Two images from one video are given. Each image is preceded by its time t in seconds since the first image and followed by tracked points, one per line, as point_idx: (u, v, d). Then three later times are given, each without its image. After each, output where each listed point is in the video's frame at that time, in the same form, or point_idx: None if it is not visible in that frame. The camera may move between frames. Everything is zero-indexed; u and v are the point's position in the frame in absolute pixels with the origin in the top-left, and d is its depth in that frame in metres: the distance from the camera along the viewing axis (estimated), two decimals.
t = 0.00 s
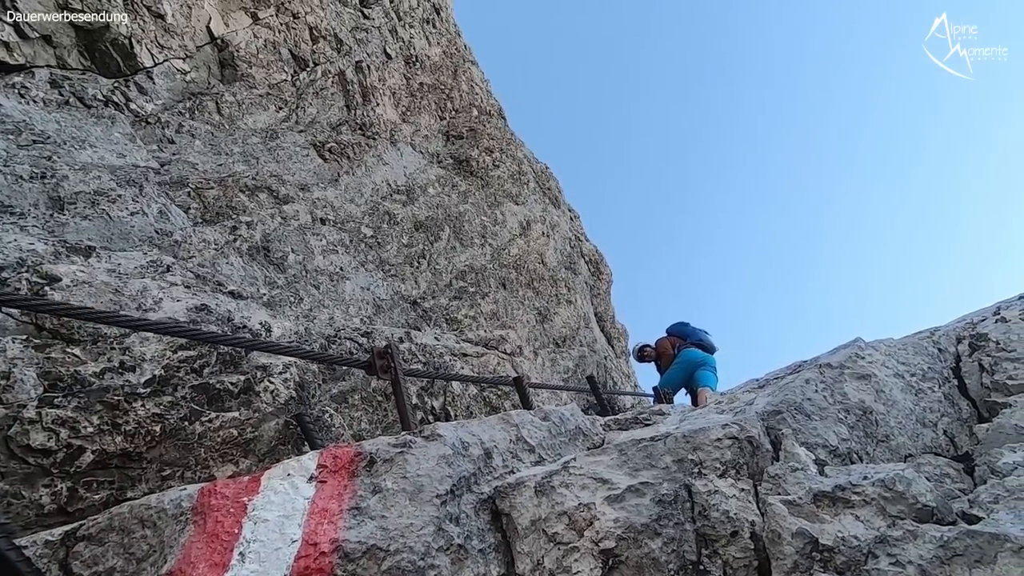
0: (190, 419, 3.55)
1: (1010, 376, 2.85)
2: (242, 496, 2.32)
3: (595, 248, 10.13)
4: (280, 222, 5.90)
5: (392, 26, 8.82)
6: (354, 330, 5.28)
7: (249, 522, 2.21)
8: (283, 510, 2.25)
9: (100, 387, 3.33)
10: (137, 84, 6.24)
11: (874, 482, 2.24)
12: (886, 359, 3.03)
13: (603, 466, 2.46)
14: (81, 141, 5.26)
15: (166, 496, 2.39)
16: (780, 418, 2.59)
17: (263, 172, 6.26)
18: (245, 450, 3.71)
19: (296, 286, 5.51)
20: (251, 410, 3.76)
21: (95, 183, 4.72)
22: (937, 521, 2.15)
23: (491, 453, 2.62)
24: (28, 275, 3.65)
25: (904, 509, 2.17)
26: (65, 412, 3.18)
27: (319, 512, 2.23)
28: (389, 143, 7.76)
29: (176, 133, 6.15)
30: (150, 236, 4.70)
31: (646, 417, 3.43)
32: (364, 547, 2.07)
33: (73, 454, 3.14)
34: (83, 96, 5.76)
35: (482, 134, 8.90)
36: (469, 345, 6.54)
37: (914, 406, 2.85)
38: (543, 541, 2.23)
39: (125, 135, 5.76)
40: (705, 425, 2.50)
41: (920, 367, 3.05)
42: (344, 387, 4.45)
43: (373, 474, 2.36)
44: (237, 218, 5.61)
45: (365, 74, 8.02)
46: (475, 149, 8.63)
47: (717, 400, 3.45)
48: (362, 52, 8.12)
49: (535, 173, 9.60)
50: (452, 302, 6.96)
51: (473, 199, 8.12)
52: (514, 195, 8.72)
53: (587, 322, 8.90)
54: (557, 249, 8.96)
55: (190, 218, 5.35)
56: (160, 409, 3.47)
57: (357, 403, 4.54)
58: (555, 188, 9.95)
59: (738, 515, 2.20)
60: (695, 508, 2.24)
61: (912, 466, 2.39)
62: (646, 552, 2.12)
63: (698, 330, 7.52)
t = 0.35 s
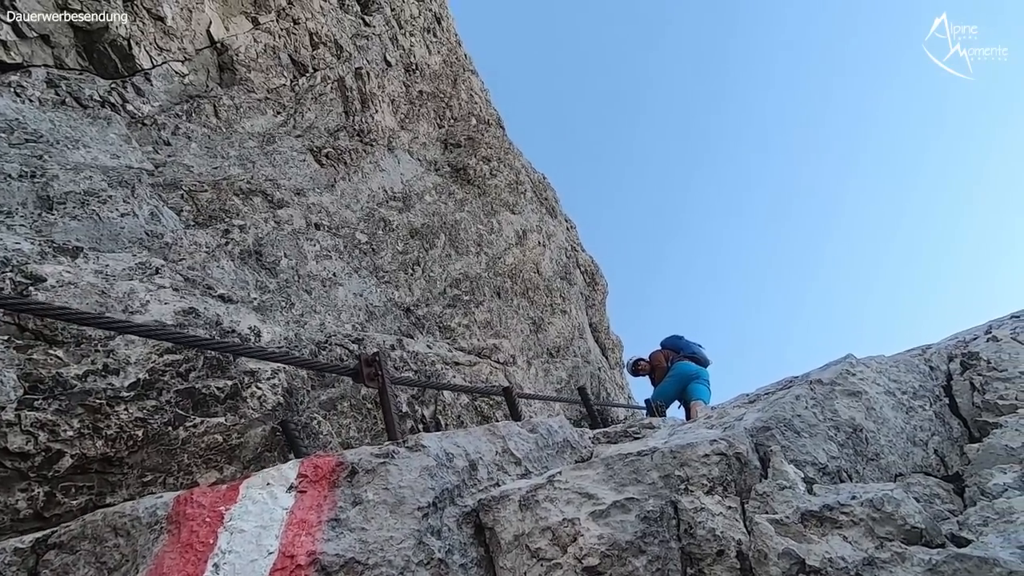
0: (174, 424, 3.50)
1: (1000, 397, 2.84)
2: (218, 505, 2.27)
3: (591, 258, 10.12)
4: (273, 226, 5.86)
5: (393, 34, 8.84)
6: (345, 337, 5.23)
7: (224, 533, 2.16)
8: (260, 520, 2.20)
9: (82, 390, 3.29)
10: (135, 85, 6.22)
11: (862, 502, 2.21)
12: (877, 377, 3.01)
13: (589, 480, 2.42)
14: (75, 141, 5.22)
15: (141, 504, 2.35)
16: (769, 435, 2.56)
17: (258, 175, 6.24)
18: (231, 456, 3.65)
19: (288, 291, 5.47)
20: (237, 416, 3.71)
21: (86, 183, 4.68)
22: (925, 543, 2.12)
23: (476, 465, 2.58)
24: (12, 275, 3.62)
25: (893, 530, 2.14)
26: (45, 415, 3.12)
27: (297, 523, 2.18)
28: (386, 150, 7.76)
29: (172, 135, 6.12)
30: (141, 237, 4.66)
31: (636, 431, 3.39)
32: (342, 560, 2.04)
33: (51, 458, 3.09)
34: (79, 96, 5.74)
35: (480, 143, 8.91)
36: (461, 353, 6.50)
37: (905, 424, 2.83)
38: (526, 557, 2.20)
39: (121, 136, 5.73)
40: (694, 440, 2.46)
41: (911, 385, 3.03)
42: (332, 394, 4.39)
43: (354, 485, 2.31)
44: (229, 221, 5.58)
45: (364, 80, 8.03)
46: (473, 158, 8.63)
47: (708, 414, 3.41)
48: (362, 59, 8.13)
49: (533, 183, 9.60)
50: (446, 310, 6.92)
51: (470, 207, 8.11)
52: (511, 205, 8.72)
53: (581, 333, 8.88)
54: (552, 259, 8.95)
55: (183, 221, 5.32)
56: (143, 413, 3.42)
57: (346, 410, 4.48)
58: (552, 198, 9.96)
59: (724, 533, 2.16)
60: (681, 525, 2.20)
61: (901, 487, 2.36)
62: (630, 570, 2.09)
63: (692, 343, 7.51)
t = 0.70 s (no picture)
0: (154, 434, 3.44)
1: (985, 416, 2.86)
2: (196, 519, 2.22)
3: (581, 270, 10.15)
4: (262, 233, 5.80)
5: (387, 44, 8.86)
6: (332, 346, 5.17)
7: (201, 549, 2.11)
8: (239, 535, 2.16)
9: (59, 397, 3.22)
10: (125, 89, 6.16)
11: (850, 522, 2.21)
12: (864, 395, 3.02)
13: (577, 497, 2.40)
14: (61, 143, 5.16)
15: (116, 518, 2.28)
16: (757, 452, 2.55)
17: (247, 182, 6.18)
18: (211, 467, 3.57)
19: (275, 299, 5.42)
20: (219, 426, 3.65)
21: (72, 187, 4.62)
22: (913, 564, 2.12)
23: (462, 479, 2.55)
24: None
25: (880, 551, 2.14)
26: (19, 424, 3.05)
27: (277, 539, 2.14)
28: (378, 159, 7.75)
29: (161, 140, 6.06)
30: (125, 243, 4.60)
31: (624, 446, 3.37)
32: None
33: (25, 468, 3.01)
34: (67, 99, 5.68)
35: (472, 153, 8.94)
36: (450, 364, 6.45)
37: (891, 442, 2.84)
38: None
39: (108, 140, 5.67)
40: (681, 457, 2.45)
41: (898, 404, 3.04)
42: (318, 404, 4.34)
43: (337, 500, 2.27)
44: (217, 228, 5.52)
45: (357, 89, 8.02)
46: (465, 169, 8.65)
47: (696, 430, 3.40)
48: (355, 68, 8.14)
49: (524, 195, 9.62)
50: (435, 320, 6.88)
51: (461, 218, 8.10)
52: (502, 216, 8.73)
53: (570, 345, 8.87)
54: (542, 271, 8.95)
55: (169, 226, 5.25)
56: (122, 422, 3.36)
57: (332, 421, 4.41)
58: (543, 210, 10.00)
59: (712, 552, 2.14)
60: (669, 544, 2.17)
61: (889, 506, 2.36)
62: None
63: (681, 357, 7.52)
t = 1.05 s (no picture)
0: (143, 438, 3.40)
1: (980, 435, 2.88)
2: (189, 528, 2.18)
3: (574, 281, 10.17)
4: (256, 238, 5.76)
5: (386, 51, 8.89)
6: (324, 352, 5.10)
7: (194, 559, 2.07)
8: (233, 545, 2.12)
9: (47, 400, 3.15)
10: (121, 89, 6.12)
11: (851, 540, 2.18)
12: (860, 412, 3.03)
13: (576, 511, 2.38)
14: (54, 142, 5.11)
15: (105, 525, 2.21)
16: (756, 468, 2.56)
17: (242, 185, 6.14)
18: (200, 473, 3.57)
19: (268, 304, 5.37)
20: (209, 432, 3.60)
21: (65, 186, 4.58)
22: None
23: (459, 491, 2.52)
24: None
25: (882, 570, 2.11)
26: (6, 426, 3.00)
27: (272, 550, 2.11)
28: (374, 165, 7.74)
29: (156, 141, 6.02)
30: (118, 244, 4.54)
31: (620, 460, 3.35)
32: None
33: (10, 471, 2.97)
34: (61, 97, 5.63)
35: (468, 162, 8.95)
36: (442, 373, 6.41)
37: (888, 460, 2.85)
38: None
39: (102, 139, 5.62)
40: (682, 472, 2.45)
41: (893, 421, 3.06)
42: (310, 411, 4.26)
43: (333, 511, 2.24)
44: (211, 231, 5.47)
45: (354, 95, 8.02)
46: (460, 177, 8.66)
47: (692, 445, 3.40)
48: (353, 74, 8.14)
49: (519, 205, 9.64)
50: (428, 328, 6.85)
51: (456, 226, 8.09)
52: (497, 225, 8.74)
53: (562, 355, 8.87)
54: (536, 281, 8.95)
55: (163, 228, 5.21)
56: (111, 427, 3.31)
57: (323, 428, 4.31)
58: (537, 220, 10.02)
59: (713, 569, 2.13)
60: (670, 560, 2.17)
61: (889, 525, 2.34)
62: None
63: (672, 370, 7.52)
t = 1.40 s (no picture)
0: (126, 446, 3.37)
1: (962, 466, 2.92)
2: (171, 545, 2.14)
3: (565, 293, 10.19)
4: (248, 243, 5.72)
5: (384, 59, 8.92)
6: (313, 361, 5.03)
7: None
8: (215, 564, 2.10)
9: (29, 406, 3.13)
10: (116, 89, 6.09)
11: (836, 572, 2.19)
12: (846, 439, 3.05)
13: (563, 535, 2.38)
14: (47, 141, 5.09)
15: (86, 540, 2.19)
16: (744, 496, 2.56)
17: (236, 190, 6.11)
18: (182, 483, 3.51)
19: (258, 310, 5.33)
20: (194, 440, 3.57)
21: (56, 188, 4.55)
22: None
23: (446, 511, 2.51)
24: None
25: None
26: None
27: (255, 570, 2.11)
28: (369, 173, 7.74)
29: (150, 142, 5.98)
30: (108, 247, 4.51)
31: (608, 480, 3.35)
32: None
33: None
34: (55, 96, 5.60)
35: (462, 172, 8.99)
36: (430, 384, 6.38)
37: (872, 488, 2.87)
38: None
39: (95, 139, 5.59)
40: (670, 498, 2.47)
41: (878, 449, 3.09)
42: (296, 420, 4.20)
43: (319, 530, 2.24)
44: (203, 235, 5.43)
45: (351, 102, 8.03)
46: (455, 187, 8.68)
47: (680, 468, 3.41)
48: (350, 81, 8.15)
49: (512, 216, 9.67)
50: (418, 337, 6.83)
51: (448, 236, 8.10)
52: (490, 236, 8.76)
53: (552, 368, 8.87)
54: (527, 292, 8.97)
55: (153, 231, 5.17)
56: (93, 434, 3.28)
57: (309, 438, 4.24)
58: (530, 231, 10.06)
59: None
60: None
61: (871, 558, 2.38)
62: None
63: (661, 386, 7.47)
